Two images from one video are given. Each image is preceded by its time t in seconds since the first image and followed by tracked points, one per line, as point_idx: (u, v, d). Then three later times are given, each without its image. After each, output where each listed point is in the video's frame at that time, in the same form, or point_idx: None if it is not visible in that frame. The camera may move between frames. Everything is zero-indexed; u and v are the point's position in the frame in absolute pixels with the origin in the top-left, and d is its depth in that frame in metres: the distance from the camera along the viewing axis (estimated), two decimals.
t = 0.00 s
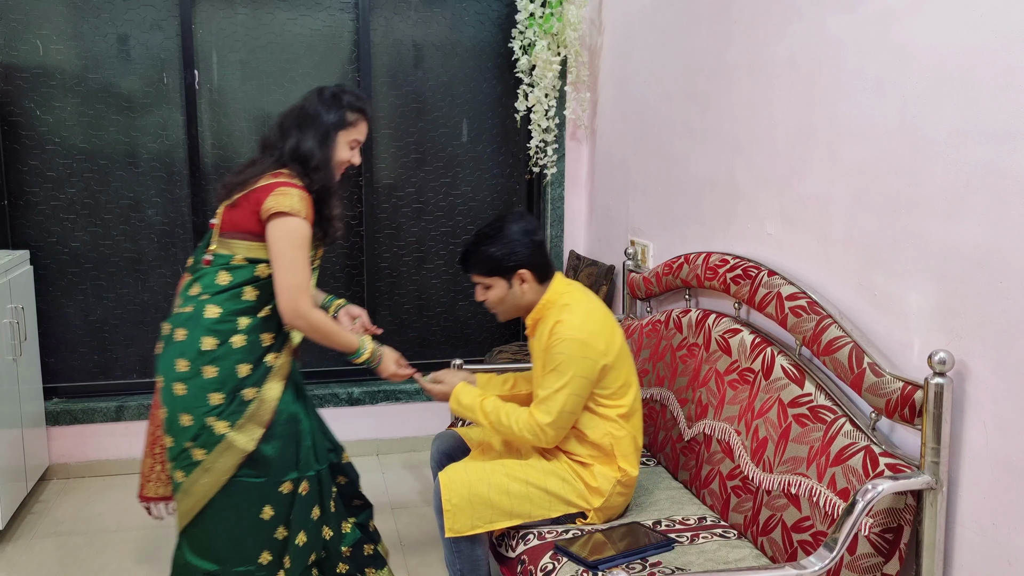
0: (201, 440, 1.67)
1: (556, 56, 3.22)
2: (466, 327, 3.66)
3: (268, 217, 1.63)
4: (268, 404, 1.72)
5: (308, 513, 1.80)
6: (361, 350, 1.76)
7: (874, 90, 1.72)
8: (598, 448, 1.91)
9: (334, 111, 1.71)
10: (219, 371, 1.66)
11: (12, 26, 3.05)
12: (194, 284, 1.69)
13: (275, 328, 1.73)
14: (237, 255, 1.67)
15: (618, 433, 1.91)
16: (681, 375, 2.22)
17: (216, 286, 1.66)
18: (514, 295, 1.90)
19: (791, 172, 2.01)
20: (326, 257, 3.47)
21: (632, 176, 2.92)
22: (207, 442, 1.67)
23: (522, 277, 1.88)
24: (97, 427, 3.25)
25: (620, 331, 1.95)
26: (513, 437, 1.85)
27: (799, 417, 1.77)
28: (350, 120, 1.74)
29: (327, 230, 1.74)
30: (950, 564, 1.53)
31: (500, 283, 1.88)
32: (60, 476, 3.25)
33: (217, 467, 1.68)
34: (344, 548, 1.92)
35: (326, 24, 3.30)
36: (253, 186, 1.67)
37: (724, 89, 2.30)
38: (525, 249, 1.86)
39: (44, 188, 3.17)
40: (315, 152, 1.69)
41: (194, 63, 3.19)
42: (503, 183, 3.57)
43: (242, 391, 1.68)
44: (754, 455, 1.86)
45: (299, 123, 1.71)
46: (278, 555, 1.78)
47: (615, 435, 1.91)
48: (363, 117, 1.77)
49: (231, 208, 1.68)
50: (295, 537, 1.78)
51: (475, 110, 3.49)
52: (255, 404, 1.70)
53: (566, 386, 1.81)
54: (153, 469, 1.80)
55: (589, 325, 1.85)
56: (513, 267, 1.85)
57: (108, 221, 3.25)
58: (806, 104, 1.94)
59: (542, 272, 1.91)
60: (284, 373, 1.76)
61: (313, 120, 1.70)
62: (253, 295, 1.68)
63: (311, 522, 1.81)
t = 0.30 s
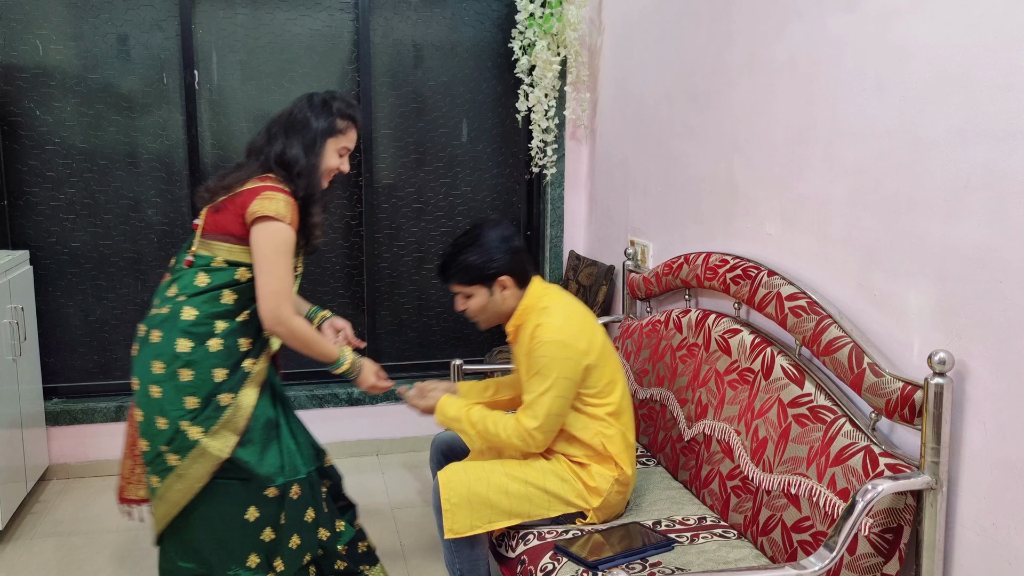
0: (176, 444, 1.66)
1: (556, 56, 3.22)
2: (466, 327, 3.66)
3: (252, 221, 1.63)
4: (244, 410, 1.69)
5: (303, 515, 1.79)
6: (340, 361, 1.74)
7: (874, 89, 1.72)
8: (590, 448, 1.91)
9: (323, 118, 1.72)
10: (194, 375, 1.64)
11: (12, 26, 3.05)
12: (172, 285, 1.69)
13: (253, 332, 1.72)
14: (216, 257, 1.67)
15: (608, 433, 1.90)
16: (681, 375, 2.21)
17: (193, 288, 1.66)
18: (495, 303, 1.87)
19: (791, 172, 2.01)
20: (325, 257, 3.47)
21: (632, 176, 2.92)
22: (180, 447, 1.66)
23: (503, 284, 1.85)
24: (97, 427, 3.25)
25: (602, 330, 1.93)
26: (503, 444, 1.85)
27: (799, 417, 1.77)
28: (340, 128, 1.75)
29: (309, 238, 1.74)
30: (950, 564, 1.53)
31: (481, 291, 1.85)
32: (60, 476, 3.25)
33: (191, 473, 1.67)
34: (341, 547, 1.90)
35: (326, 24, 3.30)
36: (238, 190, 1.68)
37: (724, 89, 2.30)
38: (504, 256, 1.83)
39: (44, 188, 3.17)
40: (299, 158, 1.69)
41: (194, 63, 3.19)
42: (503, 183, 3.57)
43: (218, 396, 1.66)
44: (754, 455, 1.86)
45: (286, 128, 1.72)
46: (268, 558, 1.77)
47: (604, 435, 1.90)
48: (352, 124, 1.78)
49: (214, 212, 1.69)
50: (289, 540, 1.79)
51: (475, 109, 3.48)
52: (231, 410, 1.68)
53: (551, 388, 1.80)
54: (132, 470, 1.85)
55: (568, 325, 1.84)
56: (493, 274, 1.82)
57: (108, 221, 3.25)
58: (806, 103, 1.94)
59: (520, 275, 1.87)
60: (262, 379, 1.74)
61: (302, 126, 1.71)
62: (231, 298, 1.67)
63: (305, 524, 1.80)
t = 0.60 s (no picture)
0: (150, 444, 1.65)
1: (555, 56, 3.22)
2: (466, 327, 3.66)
3: (239, 222, 1.63)
4: (221, 412, 1.68)
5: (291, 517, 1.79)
6: (321, 367, 1.74)
7: (874, 90, 1.72)
8: (576, 446, 1.92)
9: (318, 122, 1.72)
10: (172, 375, 1.64)
11: (12, 26, 3.05)
12: (156, 282, 1.69)
13: (235, 334, 1.70)
14: (200, 257, 1.66)
15: (592, 430, 1.91)
16: (681, 375, 2.22)
17: (175, 287, 1.65)
18: (473, 312, 1.86)
19: (791, 172, 2.01)
20: (325, 257, 3.47)
21: (632, 176, 2.92)
22: (154, 447, 1.65)
23: (480, 292, 1.84)
24: (97, 427, 3.25)
25: (577, 330, 1.93)
26: (487, 451, 1.85)
27: (799, 417, 1.77)
28: (335, 133, 1.76)
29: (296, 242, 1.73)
30: (950, 564, 1.53)
31: (458, 301, 1.84)
32: (59, 476, 3.24)
33: (163, 474, 1.66)
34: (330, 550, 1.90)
35: (325, 24, 3.30)
36: (228, 190, 1.68)
37: (724, 89, 2.30)
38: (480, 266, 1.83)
39: (44, 188, 3.17)
40: (291, 161, 1.69)
41: (194, 63, 3.19)
42: (503, 183, 3.57)
43: (194, 397, 1.65)
44: (754, 455, 1.86)
45: (281, 130, 1.72)
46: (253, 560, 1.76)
47: (588, 432, 1.91)
48: (348, 130, 1.79)
49: (202, 211, 1.68)
50: (278, 542, 1.79)
51: (475, 109, 3.48)
52: (207, 411, 1.67)
53: (529, 392, 1.80)
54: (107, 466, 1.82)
55: (541, 327, 1.83)
56: (470, 284, 1.82)
57: (108, 221, 3.25)
58: (806, 103, 1.94)
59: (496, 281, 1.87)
60: (242, 382, 1.72)
61: (297, 128, 1.71)
62: (213, 299, 1.66)
63: (292, 526, 1.80)
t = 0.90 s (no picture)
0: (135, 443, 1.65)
1: (555, 56, 3.22)
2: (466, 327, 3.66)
3: (231, 222, 1.62)
4: (207, 413, 1.68)
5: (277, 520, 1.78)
6: (307, 371, 1.73)
7: (874, 89, 1.72)
8: (565, 442, 1.92)
9: (316, 126, 1.72)
10: (157, 373, 1.63)
11: (12, 26, 3.05)
12: (146, 280, 1.70)
13: (223, 335, 1.70)
14: (191, 256, 1.67)
15: (580, 426, 1.92)
16: (680, 375, 2.22)
17: (165, 285, 1.66)
18: (458, 315, 1.86)
19: (791, 172, 2.01)
20: (325, 257, 3.47)
21: (632, 176, 2.92)
22: (140, 447, 1.65)
23: (466, 295, 1.84)
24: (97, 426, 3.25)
25: (560, 328, 1.94)
26: (476, 455, 1.86)
27: (799, 417, 1.77)
28: (333, 137, 1.75)
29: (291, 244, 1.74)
30: (950, 564, 1.53)
31: (444, 305, 1.84)
32: (59, 476, 3.25)
33: (148, 475, 1.65)
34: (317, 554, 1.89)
35: (325, 24, 3.30)
36: (222, 190, 1.67)
37: (724, 89, 2.30)
38: (463, 271, 1.83)
39: (44, 188, 3.17)
40: (289, 164, 1.69)
41: (194, 63, 3.19)
42: (503, 183, 3.57)
43: (179, 397, 1.65)
44: (754, 454, 1.85)
45: (278, 132, 1.71)
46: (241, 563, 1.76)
47: (575, 428, 1.92)
48: (346, 134, 1.79)
49: (196, 211, 1.68)
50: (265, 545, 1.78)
51: (475, 110, 3.48)
52: (192, 412, 1.66)
53: (513, 393, 1.80)
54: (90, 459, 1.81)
55: (521, 327, 1.84)
56: (457, 288, 1.82)
57: (107, 221, 3.25)
58: (806, 103, 1.94)
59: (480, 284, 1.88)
60: (229, 383, 1.72)
61: (295, 131, 1.71)
62: (201, 299, 1.66)
63: (279, 529, 1.79)
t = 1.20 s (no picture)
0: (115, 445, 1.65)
1: (555, 56, 3.22)
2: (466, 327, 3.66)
3: (219, 230, 1.62)
4: (187, 419, 1.67)
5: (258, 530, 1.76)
6: (285, 385, 1.72)
7: (874, 90, 1.72)
8: (550, 433, 1.93)
9: (310, 137, 1.71)
10: (137, 375, 1.64)
11: (12, 26, 3.05)
12: (131, 282, 1.71)
13: (205, 342, 1.71)
14: (177, 260, 1.67)
15: (564, 418, 1.93)
16: (680, 375, 2.22)
17: (148, 288, 1.67)
18: (441, 315, 1.86)
19: (791, 172, 2.01)
20: (325, 257, 3.47)
21: (632, 176, 2.92)
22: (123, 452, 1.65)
23: (448, 295, 1.85)
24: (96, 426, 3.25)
25: (537, 322, 1.94)
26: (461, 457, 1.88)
27: (798, 416, 1.77)
28: (327, 148, 1.74)
29: (289, 255, 1.73)
30: (950, 564, 1.53)
31: (426, 305, 1.84)
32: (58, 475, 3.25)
33: (132, 482, 1.65)
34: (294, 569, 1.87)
35: (325, 24, 3.30)
36: (212, 198, 1.67)
37: (723, 89, 2.30)
38: (446, 272, 1.83)
39: (43, 188, 3.17)
40: (281, 174, 1.67)
41: (193, 63, 3.19)
42: (503, 183, 3.57)
43: (159, 401, 1.66)
44: (754, 454, 1.85)
45: (270, 143, 1.70)
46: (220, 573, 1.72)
47: (559, 419, 1.93)
48: (340, 146, 1.77)
49: (186, 216, 1.69)
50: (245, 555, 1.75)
51: (475, 110, 3.48)
52: (172, 418, 1.66)
53: (493, 393, 1.81)
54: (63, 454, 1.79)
55: (498, 324, 1.85)
56: (440, 289, 1.82)
57: (107, 221, 3.25)
58: (806, 103, 1.94)
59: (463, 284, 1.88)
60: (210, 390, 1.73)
61: (288, 142, 1.70)
62: (185, 304, 1.67)
63: (260, 540, 1.76)
